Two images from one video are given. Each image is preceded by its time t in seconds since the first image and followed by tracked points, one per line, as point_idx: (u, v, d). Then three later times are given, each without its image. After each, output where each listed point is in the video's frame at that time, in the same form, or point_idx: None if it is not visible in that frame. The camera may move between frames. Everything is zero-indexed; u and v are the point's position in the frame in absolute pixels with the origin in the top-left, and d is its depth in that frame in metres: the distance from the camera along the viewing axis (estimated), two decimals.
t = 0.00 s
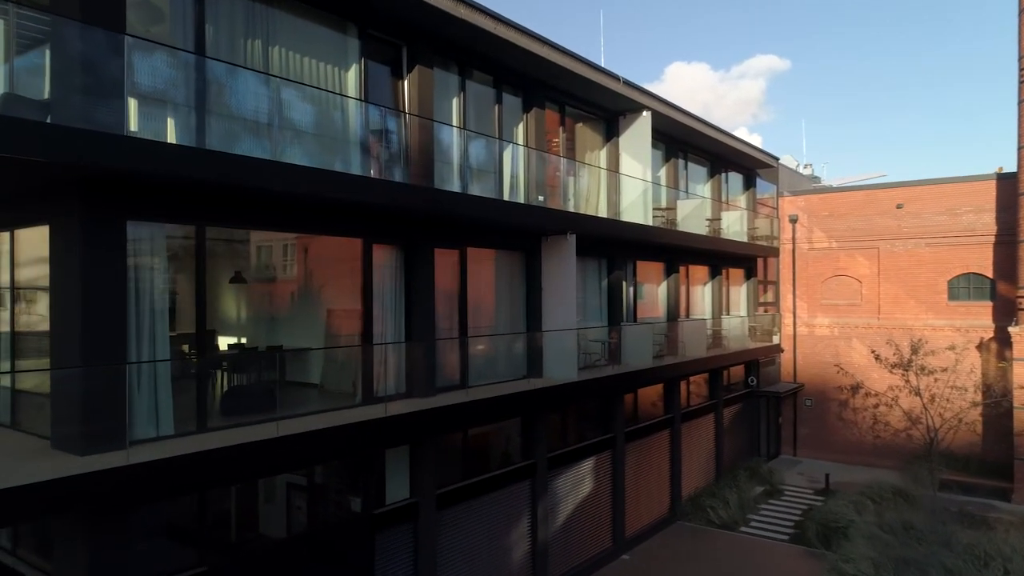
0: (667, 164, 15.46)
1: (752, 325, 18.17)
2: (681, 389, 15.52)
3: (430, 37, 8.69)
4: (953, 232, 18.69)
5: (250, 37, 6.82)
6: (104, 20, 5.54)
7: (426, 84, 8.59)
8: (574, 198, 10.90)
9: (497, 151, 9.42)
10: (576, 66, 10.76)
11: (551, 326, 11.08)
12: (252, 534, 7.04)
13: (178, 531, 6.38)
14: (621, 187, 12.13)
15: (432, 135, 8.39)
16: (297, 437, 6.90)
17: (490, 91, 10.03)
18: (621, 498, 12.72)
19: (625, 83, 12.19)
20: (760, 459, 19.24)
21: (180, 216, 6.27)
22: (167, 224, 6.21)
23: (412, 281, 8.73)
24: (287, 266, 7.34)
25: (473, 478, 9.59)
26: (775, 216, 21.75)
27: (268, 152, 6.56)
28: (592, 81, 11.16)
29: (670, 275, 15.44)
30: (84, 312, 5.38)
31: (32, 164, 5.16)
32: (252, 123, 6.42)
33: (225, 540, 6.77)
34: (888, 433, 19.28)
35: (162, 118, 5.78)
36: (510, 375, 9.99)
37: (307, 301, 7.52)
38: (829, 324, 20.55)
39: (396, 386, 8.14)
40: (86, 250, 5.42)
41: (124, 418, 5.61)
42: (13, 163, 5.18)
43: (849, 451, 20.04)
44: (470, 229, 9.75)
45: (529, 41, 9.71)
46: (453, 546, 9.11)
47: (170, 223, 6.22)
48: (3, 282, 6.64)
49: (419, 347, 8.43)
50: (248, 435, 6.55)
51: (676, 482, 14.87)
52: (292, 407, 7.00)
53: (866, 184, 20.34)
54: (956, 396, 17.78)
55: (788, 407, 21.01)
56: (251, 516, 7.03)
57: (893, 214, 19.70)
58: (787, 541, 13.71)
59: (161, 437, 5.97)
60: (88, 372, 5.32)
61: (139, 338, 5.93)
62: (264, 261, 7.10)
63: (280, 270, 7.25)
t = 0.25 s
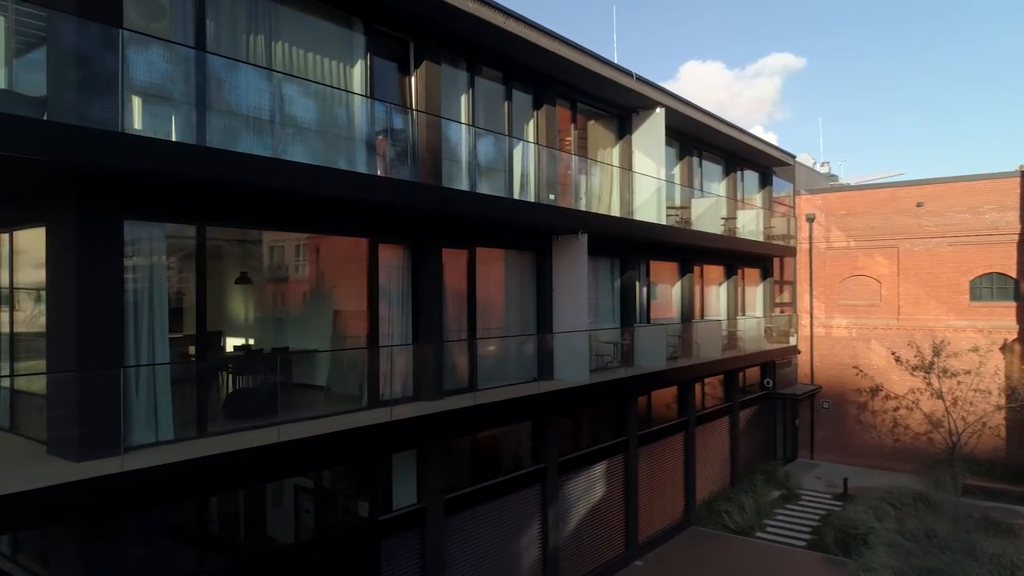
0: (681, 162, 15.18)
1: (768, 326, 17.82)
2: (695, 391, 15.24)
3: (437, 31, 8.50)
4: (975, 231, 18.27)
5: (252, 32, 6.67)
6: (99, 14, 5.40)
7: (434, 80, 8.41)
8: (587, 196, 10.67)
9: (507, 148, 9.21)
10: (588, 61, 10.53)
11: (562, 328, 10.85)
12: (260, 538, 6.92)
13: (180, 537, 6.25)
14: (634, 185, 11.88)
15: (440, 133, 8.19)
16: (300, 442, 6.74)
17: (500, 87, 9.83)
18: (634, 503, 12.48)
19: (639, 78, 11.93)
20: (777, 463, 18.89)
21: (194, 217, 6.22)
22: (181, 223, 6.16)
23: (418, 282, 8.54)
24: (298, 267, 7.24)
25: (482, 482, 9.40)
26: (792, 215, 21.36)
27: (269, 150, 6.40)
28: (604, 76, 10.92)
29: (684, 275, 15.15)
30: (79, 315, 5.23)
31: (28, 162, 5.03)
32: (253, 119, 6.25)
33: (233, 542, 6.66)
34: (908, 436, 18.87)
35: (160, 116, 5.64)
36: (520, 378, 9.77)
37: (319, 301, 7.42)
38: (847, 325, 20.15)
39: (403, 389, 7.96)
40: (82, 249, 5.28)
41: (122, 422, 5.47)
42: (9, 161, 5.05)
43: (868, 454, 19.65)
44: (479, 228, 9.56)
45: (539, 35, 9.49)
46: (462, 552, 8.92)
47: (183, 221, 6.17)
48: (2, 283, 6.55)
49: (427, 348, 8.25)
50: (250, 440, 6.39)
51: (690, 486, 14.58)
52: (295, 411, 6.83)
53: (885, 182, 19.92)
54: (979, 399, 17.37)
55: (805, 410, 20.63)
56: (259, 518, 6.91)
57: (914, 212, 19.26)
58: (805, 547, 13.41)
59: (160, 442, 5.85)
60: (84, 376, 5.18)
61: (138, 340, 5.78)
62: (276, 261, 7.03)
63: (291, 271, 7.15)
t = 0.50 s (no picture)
0: (695, 160, 14.89)
1: (785, 327, 17.48)
2: (710, 393, 14.95)
3: (445, 26, 8.31)
4: (998, 230, 17.80)
5: (254, 27, 6.52)
6: (94, 8, 5.27)
7: (441, 75, 8.22)
8: (599, 195, 10.44)
9: (516, 146, 8.99)
10: (600, 57, 10.30)
11: (571, 329, 10.60)
12: (266, 543, 6.79)
13: (181, 546, 6.11)
14: (647, 184, 11.63)
15: (447, 130, 7.99)
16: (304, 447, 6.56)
17: (510, 84, 9.63)
18: (648, 508, 12.23)
19: (652, 75, 11.68)
20: (794, 466, 18.54)
21: (211, 219, 6.18)
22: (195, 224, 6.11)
23: (425, 282, 8.35)
24: (311, 267, 7.16)
25: (492, 487, 9.21)
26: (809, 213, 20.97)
27: (269, 147, 6.22)
28: (617, 72, 10.68)
29: (699, 275, 14.87)
30: (73, 317, 5.11)
31: (21, 160, 4.90)
32: (252, 115, 6.08)
33: (240, 545, 6.55)
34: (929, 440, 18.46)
35: (157, 112, 5.49)
36: (530, 381, 9.55)
37: (332, 301, 7.39)
38: (866, 326, 19.75)
39: (410, 393, 7.77)
40: (78, 251, 5.16)
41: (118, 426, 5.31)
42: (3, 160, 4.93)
43: (888, 458, 19.23)
44: (489, 228, 9.37)
45: (549, 30, 9.26)
46: (470, 559, 8.73)
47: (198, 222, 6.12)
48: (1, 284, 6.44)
49: (435, 350, 8.05)
50: (251, 445, 6.21)
51: (705, 490, 14.30)
52: (297, 416, 6.65)
53: (905, 180, 19.48)
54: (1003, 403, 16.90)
55: (823, 412, 20.25)
56: (266, 523, 6.79)
57: (935, 210, 18.81)
58: (824, 554, 13.08)
59: (159, 448, 5.73)
60: (78, 379, 5.04)
61: (134, 343, 5.64)
62: (289, 262, 6.95)
63: (303, 271, 7.07)
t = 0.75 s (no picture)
0: (712, 157, 14.54)
1: (804, 328, 17.05)
2: (727, 396, 14.59)
3: (453, 19, 8.08)
4: None
5: (255, 20, 6.32)
6: None
7: (450, 69, 8.00)
8: (612, 192, 10.15)
9: (527, 142, 8.75)
10: (613, 51, 10.02)
11: (585, 331, 10.34)
12: (275, 547, 6.62)
13: (184, 552, 5.93)
14: (663, 181, 11.32)
15: (455, 125, 7.76)
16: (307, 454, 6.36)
17: (521, 79, 9.39)
18: (663, 514, 11.92)
19: (667, 69, 11.37)
20: (813, 471, 18.10)
21: (231, 220, 6.15)
22: (212, 225, 6.05)
23: (433, 283, 8.12)
24: (325, 267, 7.05)
25: (502, 493, 8.96)
26: (829, 212, 20.50)
27: (269, 142, 6.01)
28: (631, 66, 10.39)
29: (716, 275, 14.51)
30: (65, 319, 4.94)
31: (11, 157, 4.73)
32: (250, 110, 5.88)
33: (250, 548, 6.40)
34: (954, 445, 17.95)
35: (153, 107, 5.31)
36: (541, 384, 9.28)
37: (347, 300, 7.28)
38: (888, 327, 19.26)
39: (417, 397, 7.54)
40: (75, 252, 5.00)
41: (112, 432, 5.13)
42: None
43: (912, 463, 18.71)
44: (500, 227, 9.13)
45: (561, 22, 9.00)
46: (479, 567, 8.49)
47: (215, 224, 6.07)
48: None
49: (442, 352, 7.82)
50: (252, 451, 6.01)
51: (722, 496, 13.95)
52: (300, 421, 6.43)
53: (929, 178, 18.96)
54: None
55: (843, 416, 19.77)
56: (275, 526, 6.61)
57: (960, 209, 18.29)
58: (845, 562, 12.69)
59: (156, 453, 5.47)
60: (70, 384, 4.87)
61: (129, 346, 5.47)
62: (303, 262, 6.85)
63: (314, 271, 6.95)
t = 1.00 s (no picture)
0: (727, 154, 14.24)
1: (822, 329, 16.69)
2: (743, 398, 14.29)
3: (461, 13, 7.89)
4: None
5: (256, 13, 6.16)
6: None
7: (457, 64, 7.80)
8: (625, 190, 9.91)
9: (537, 138, 8.53)
10: (626, 45, 9.77)
11: (597, 332, 10.10)
12: (282, 549, 6.51)
13: (186, 558, 5.78)
14: (677, 178, 11.06)
15: (463, 121, 7.55)
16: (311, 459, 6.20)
17: (531, 75, 9.18)
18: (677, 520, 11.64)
19: (681, 64, 11.10)
20: (831, 475, 17.73)
21: (248, 220, 6.12)
22: (228, 224, 6.01)
23: (440, 284, 7.92)
24: (337, 267, 6.96)
25: (512, 498, 8.75)
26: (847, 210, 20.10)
27: (267, 138, 5.83)
28: (644, 60, 10.13)
29: (731, 275, 14.21)
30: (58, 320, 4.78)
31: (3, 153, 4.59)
32: (249, 105, 5.71)
33: (259, 550, 6.30)
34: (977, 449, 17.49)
35: (148, 102, 5.15)
36: (552, 386, 9.06)
37: (359, 301, 7.18)
38: (908, 328, 18.84)
39: (424, 400, 7.34)
40: (71, 250, 4.87)
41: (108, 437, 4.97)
42: None
43: (933, 467, 18.27)
44: (510, 225, 8.92)
45: (572, 15, 8.77)
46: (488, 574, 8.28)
47: (232, 223, 6.03)
48: None
49: (450, 354, 7.61)
50: (252, 456, 5.83)
51: (738, 501, 13.64)
52: (301, 425, 6.25)
53: (950, 175, 18.51)
54: None
55: (862, 418, 19.36)
56: (283, 528, 6.50)
57: (982, 207, 17.82)
58: (864, 569, 12.34)
59: (153, 458, 5.27)
60: (63, 387, 4.71)
61: (126, 348, 5.32)
62: (314, 262, 6.77)
63: (326, 272, 6.87)
